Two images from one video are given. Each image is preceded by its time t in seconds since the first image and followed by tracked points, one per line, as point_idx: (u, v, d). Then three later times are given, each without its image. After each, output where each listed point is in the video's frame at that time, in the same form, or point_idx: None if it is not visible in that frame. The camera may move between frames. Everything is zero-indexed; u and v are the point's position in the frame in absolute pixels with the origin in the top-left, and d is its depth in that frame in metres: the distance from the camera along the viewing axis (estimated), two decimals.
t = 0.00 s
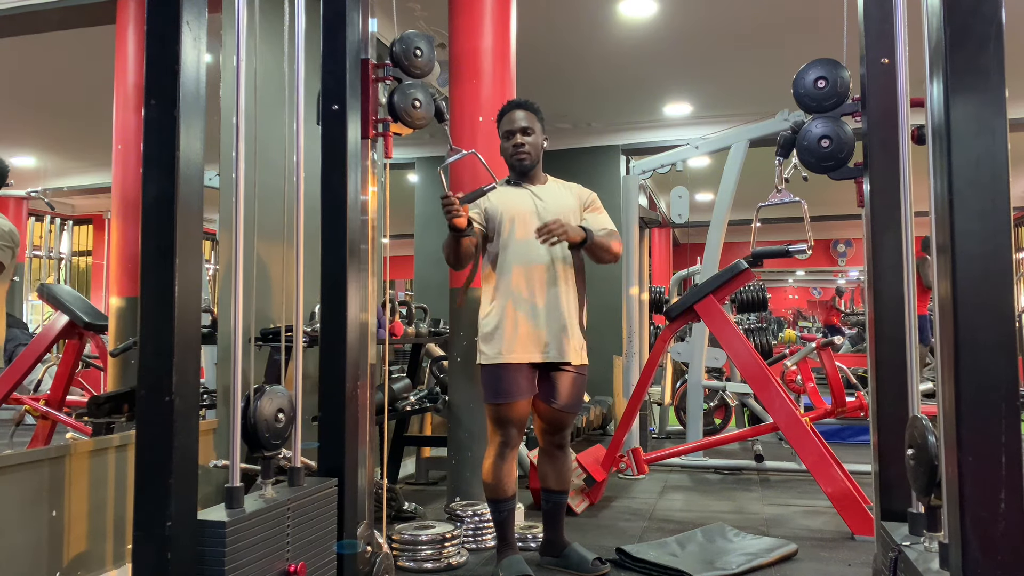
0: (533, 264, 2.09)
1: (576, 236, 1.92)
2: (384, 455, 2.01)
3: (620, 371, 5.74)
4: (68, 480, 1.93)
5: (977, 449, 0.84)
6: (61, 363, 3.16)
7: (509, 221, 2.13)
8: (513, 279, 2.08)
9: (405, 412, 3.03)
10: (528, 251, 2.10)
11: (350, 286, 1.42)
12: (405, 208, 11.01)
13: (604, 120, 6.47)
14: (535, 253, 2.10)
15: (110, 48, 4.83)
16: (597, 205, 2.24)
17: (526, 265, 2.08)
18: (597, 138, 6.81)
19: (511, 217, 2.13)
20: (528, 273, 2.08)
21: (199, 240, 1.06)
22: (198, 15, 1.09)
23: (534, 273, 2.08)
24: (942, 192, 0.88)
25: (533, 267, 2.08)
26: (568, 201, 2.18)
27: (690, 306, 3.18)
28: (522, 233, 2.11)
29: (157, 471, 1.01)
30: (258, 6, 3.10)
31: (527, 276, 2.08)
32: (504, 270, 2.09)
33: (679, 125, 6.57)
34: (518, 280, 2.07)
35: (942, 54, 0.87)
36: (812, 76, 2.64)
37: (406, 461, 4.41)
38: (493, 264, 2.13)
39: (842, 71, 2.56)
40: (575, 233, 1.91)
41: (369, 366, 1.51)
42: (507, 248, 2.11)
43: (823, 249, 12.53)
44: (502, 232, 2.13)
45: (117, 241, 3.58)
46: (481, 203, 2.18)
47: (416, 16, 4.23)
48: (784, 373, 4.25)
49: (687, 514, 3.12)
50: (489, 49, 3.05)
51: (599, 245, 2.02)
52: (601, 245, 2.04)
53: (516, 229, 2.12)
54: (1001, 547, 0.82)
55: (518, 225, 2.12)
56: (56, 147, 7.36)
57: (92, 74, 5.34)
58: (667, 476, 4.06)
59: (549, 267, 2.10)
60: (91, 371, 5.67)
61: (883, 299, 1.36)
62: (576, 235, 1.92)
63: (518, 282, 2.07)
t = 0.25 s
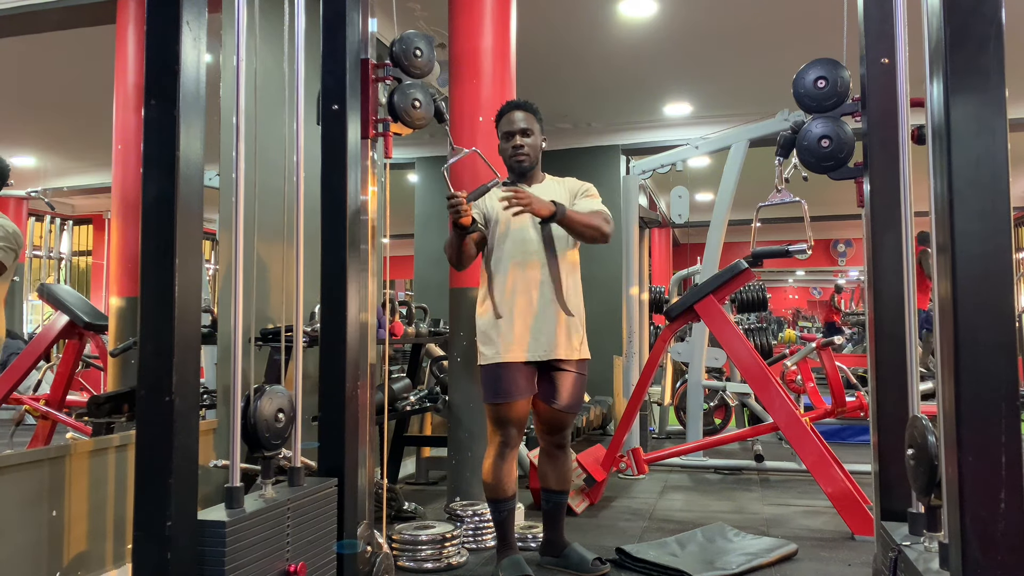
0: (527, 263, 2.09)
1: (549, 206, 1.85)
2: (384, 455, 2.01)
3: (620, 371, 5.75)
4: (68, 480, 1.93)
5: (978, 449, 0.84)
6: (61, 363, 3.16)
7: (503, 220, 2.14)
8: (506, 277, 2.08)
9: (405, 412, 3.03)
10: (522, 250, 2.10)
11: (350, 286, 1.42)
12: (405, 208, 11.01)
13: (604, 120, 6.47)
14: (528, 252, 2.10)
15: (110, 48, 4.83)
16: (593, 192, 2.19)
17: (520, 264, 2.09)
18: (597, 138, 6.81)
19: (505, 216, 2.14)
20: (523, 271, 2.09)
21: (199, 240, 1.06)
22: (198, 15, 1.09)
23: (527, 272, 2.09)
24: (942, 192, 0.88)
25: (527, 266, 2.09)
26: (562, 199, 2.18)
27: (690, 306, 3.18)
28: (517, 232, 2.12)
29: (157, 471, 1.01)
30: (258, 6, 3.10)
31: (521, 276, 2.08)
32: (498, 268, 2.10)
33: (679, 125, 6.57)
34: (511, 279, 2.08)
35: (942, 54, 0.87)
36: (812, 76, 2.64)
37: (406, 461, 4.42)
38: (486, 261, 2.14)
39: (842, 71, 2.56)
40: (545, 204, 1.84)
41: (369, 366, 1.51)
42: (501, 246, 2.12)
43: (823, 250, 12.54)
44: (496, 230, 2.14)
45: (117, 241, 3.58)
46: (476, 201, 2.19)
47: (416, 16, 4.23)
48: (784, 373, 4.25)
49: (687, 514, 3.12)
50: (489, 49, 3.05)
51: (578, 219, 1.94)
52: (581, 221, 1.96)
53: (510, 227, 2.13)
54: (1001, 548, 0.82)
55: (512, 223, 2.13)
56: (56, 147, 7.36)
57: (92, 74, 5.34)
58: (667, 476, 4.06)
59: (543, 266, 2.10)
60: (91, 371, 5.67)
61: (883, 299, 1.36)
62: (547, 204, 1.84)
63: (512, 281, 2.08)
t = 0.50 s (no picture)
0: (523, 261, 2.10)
1: (530, 205, 1.83)
2: (384, 455, 2.01)
3: (620, 371, 5.75)
4: (68, 480, 1.93)
5: (978, 449, 0.84)
6: (61, 363, 3.16)
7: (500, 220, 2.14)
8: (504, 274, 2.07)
9: (405, 412, 3.03)
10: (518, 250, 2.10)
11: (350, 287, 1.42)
12: (405, 208, 11.01)
13: (604, 120, 6.47)
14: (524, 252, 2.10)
15: (110, 48, 4.83)
16: (587, 190, 2.17)
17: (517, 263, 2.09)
18: (597, 138, 6.81)
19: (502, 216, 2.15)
20: (519, 270, 2.10)
21: (199, 240, 1.06)
22: (198, 15, 1.09)
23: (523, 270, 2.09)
24: (942, 191, 0.88)
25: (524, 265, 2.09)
26: (557, 199, 2.17)
27: (690, 306, 3.18)
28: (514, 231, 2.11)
29: (157, 471, 1.01)
30: (258, 6, 3.10)
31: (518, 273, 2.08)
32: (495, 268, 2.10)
33: (679, 125, 6.57)
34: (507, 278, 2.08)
35: (941, 54, 0.87)
36: (812, 76, 2.64)
37: (406, 461, 4.41)
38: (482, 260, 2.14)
39: (842, 71, 2.56)
40: (525, 202, 1.83)
41: (369, 367, 1.51)
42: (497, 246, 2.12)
43: (823, 250, 12.54)
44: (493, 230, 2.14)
45: (117, 241, 3.58)
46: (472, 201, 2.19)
47: (416, 16, 4.23)
48: (784, 373, 4.25)
49: (687, 514, 3.12)
50: (489, 49, 3.05)
51: (559, 219, 1.93)
52: (563, 221, 1.95)
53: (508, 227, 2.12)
54: (1001, 547, 0.82)
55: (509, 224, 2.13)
56: (56, 147, 7.36)
57: (92, 74, 5.33)
58: (667, 476, 4.06)
59: (539, 265, 2.11)
60: (91, 372, 5.67)
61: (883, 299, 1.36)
62: (529, 203, 1.83)
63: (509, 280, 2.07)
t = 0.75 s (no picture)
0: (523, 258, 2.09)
1: (527, 199, 1.83)
2: (383, 455, 2.01)
3: (620, 372, 5.74)
4: (68, 480, 1.93)
5: (977, 449, 0.84)
6: (61, 363, 3.16)
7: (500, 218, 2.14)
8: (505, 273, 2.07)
9: (405, 412, 3.03)
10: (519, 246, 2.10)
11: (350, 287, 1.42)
12: (405, 207, 11.01)
13: (604, 120, 6.47)
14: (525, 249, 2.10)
15: (110, 48, 4.83)
16: (585, 187, 2.16)
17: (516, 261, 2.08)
18: (597, 138, 6.81)
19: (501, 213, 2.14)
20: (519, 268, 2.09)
21: (199, 241, 1.06)
22: (198, 15, 1.09)
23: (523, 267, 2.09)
24: (942, 191, 0.88)
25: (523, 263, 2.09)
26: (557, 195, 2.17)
27: (690, 306, 3.18)
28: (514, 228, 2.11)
29: (157, 472, 1.01)
30: (258, 6, 3.10)
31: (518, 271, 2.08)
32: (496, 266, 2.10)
33: (679, 125, 6.57)
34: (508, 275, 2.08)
35: (941, 53, 0.87)
36: (812, 76, 2.64)
37: (406, 461, 4.42)
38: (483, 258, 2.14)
39: (842, 71, 2.56)
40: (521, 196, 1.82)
41: (369, 366, 1.51)
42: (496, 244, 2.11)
43: (823, 250, 12.54)
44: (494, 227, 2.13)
45: (117, 241, 3.58)
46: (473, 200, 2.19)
47: (416, 16, 4.23)
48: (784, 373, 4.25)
49: (687, 514, 3.12)
50: (489, 49, 3.05)
51: (555, 213, 1.92)
52: (559, 216, 1.94)
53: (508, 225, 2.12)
54: (1001, 547, 0.82)
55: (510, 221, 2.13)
56: (56, 147, 7.36)
57: (92, 74, 5.33)
58: (667, 476, 4.07)
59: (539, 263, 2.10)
60: (91, 371, 5.67)
61: (884, 299, 1.35)
62: (526, 197, 1.82)
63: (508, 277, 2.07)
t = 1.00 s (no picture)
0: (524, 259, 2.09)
1: (529, 198, 1.83)
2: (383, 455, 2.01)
3: (620, 372, 5.74)
4: (69, 480, 1.93)
5: (977, 449, 0.84)
6: (61, 363, 3.16)
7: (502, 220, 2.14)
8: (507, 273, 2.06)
9: (405, 412, 3.03)
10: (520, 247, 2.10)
11: (350, 288, 1.42)
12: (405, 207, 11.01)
13: (604, 120, 6.47)
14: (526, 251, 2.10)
15: (110, 48, 4.83)
16: (583, 188, 2.16)
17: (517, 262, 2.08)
18: (597, 138, 6.81)
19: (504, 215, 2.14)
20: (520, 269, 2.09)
21: (199, 240, 1.06)
22: (198, 15, 1.09)
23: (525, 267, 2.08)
24: (942, 191, 0.88)
25: (525, 264, 2.08)
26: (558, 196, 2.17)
27: (690, 306, 3.18)
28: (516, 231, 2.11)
29: (157, 472, 1.01)
30: (258, 7, 3.10)
31: (519, 272, 2.08)
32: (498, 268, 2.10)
33: (679, 125, 6.57)
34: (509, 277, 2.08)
35: (942, 53, 0.87)
36: (812, 76, 2.64)
37: (406, 461, 4.42)
38: (484, 260, 2.13)
39: (842, 71, 2.56)
40: (524, 195, 1.82)
41: (369, 366, 1.51)
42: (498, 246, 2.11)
43: (823, 250, 12.53)
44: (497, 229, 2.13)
45: (117, 241, 3.58)
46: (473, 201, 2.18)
47: (416, 16, 4.23)
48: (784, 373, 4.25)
49: (687, 515, 3.12)
50: (489, 49, 3.05)
51: (557, 212, 1.92)
52: (561, 216, 1.94)
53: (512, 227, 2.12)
54: (1001, 547, 0.82)
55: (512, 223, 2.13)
56: (56, 147, 7.36)
57: (92, 74, 5.33)
58: (667, 476, 4.07)
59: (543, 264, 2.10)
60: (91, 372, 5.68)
61: (883, 299, 1.35)
62: (528, 196, 1.82)
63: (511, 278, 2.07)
